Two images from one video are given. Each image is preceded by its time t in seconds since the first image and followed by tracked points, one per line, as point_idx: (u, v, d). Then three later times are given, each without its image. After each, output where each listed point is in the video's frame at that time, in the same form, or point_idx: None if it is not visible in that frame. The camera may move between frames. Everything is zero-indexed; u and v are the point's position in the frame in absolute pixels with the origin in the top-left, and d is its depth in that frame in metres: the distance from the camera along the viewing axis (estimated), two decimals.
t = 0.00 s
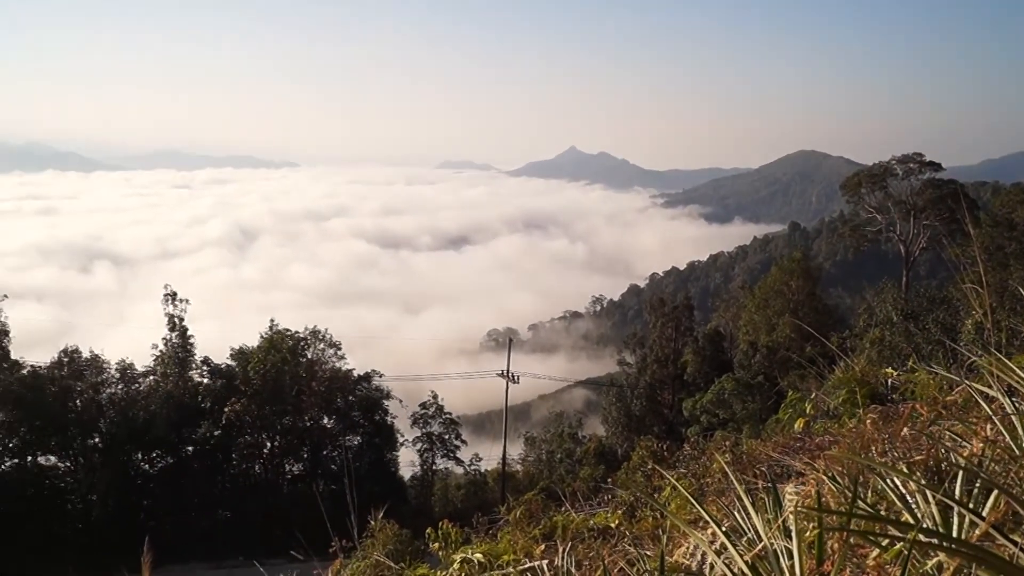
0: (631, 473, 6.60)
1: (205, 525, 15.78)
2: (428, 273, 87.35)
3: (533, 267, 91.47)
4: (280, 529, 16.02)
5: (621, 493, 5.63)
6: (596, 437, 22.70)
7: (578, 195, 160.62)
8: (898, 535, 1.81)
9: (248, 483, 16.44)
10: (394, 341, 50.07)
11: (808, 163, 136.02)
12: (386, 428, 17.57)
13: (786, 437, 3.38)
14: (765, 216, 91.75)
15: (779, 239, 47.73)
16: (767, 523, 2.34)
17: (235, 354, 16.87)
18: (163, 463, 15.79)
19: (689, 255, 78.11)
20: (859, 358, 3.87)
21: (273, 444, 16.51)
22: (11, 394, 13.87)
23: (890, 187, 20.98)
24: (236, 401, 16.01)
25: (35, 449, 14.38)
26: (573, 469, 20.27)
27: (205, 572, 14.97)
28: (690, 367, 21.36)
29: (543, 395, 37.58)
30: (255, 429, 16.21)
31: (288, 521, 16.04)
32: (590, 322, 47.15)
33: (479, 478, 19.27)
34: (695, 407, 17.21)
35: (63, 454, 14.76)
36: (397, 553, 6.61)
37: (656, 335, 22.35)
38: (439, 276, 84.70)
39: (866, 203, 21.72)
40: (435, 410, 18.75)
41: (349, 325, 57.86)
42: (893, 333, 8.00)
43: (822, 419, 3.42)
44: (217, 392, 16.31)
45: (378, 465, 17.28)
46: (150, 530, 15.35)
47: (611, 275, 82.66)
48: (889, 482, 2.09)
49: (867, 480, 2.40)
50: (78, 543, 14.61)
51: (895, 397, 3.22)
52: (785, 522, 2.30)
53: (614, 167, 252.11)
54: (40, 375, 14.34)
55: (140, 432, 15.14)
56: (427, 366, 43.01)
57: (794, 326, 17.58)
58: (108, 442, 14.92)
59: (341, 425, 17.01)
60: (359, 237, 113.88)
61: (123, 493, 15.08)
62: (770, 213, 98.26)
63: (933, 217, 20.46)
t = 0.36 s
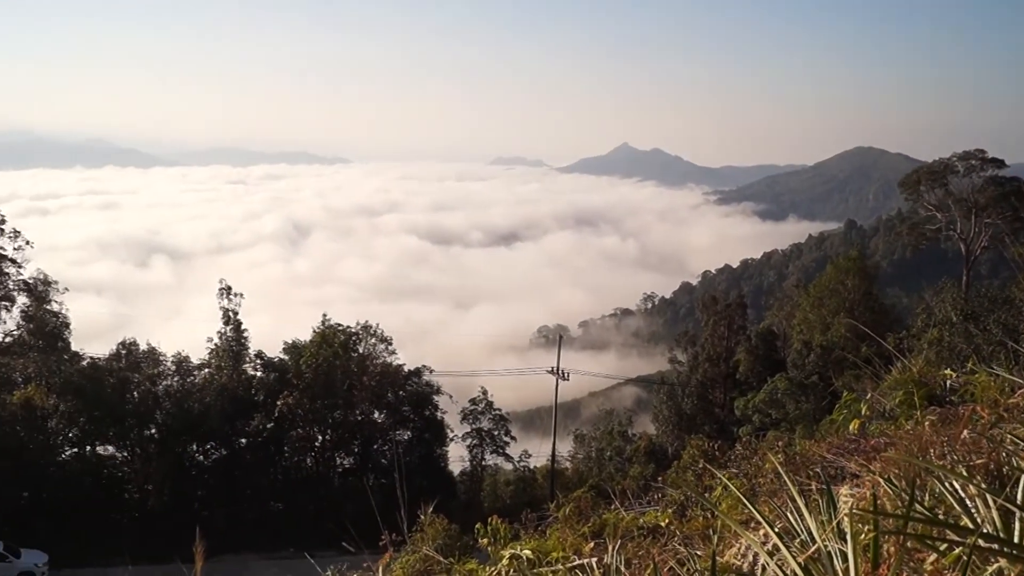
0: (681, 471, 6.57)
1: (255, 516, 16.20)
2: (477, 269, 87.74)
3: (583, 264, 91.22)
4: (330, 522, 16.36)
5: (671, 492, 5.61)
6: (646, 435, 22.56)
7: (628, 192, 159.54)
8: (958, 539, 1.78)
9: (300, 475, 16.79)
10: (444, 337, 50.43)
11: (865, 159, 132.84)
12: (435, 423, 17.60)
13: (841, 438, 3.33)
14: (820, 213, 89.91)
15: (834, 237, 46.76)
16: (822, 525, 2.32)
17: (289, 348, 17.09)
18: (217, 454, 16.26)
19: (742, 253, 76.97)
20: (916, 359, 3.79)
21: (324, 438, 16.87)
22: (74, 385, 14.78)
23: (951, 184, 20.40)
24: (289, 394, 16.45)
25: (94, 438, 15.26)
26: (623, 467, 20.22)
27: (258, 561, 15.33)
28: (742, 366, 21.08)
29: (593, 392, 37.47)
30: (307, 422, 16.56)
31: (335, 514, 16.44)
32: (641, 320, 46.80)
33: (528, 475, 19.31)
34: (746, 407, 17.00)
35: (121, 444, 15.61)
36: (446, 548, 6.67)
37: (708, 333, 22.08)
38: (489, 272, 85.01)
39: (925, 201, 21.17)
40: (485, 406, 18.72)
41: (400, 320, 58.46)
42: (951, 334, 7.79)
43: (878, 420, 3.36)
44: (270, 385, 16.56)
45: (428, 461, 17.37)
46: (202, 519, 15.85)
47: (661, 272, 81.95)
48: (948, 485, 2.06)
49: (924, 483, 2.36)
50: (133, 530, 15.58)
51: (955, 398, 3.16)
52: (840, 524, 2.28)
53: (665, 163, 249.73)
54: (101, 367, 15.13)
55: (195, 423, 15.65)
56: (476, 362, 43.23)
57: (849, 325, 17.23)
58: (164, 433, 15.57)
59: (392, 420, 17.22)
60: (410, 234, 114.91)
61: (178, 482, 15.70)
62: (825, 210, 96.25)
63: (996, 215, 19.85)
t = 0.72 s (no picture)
0: (733, 471, 6.50)
1: (306, 508, 16.48)
2: (526, 266, 87.80)
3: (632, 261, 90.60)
4: (380, 516, 16.50)
5: (722, 492, 5.58)
6: (696, 434, 22.35)
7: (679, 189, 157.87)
8: (1019, 545, 1.75)
9: (350, 469, 17.11)
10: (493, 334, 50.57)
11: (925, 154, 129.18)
12: (485, 420, 17.53)
13: (895, 440, 3.28)
14: (877, 210, 87.70)
15: (892, 235, 45.57)
16: (876, 529, 2.30)
17: (340, 343, 17.33)
18: (270, 447, 16.70)
19: (795, 251, 75.55)
20: (977, 359, 3.68)
21: (374, 432, 17.17)
22: (131, 377, 15.25)
23: (1014, 181, 19.74)
24: (340, 389, 16.94)
25: (150, 429, 15.88)
26: (672, 466, 20.12)
27: (308, 553, 15.60)
28: (794, 365, 20.71)
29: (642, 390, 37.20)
30: (357, 417, 16.96)
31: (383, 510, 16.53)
32: (691, 318, 46.27)
33: (577, 472, 19.26)
34: (798, 407, 16.70)
35: (176, 436, 16.25)
36: (494, 543, 6.72)
37: (760, 332, 21.73)
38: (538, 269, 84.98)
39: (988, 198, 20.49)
40: (533, 403, 18.74)
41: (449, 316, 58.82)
42: (1015, 335, 7.53)
43: (935, 422, 3.30)
44: (322, 379, 16.79)
45: (477, 457, 17.42)
46: (255, 510, 16.39)
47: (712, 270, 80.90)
48: (1009, 491, 2.03)
49: (983, 488, 2.32)
50: (187, 520, 16.04)
51: (1018, 402, 3.08)
52: (896, 527, 2.26)
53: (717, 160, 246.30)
54: (156, 359, 15.53)
55: (248, 416, 16.16)
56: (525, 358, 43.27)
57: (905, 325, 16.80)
58: (217, 426, 16.08)
59: (440, 415, 17.34)
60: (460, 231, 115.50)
61: (230, 473, 16.31)
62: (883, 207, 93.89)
63: None
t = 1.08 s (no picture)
0: (786, 473, 6.42)
1: (359, 504, 16.76)
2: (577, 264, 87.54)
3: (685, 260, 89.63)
4: (430, 513, 16.80)
5: (776, 494, 5.52)
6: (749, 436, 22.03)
7: (732, 186, 155.60)
8: None
9: (402, 465, 17.27)
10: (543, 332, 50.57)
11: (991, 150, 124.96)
12: (535, 417, 17.56)
13: (955, 445, 3.21)
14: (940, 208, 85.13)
15: (955, 233, 44.20)
16: (935, 535, 2.27)
17: (391, 340, 17.49)
18: (322, 442, 16.94)
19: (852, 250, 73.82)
20: None
21: (425, 429, 17.31)
22: (188, 371, 15.81)
23: None
24: (392, 386, 17.03)
25: (205, 424, 16.36)
26: (725, 467, 20.00)
27: (360, 548, 15.83)
28: (851, 367, 20.25)
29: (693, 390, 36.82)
30: (408, 413, 17.09)
31: (432, 507, 16.84)
32: (745, 318, 45.58)
33: (627, 472, 19.17)
34: (854, 409, 16.35)
35: (231, 430, 16.64)
36: (544, 542, 6.75)
37: (815, 333, 21.29)
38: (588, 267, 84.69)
39: None
40: (584, 401, 18.64)
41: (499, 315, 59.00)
42: None
43: (997, 426, 3.22)
44: (374, 375, 16.99)
45: (527, 455, 17.48)
46: (311, 506, 16.75)
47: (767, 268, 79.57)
48: None
49: None
50: (241, 513, 16.58)
51: None
52: (955, 532, 2.22)
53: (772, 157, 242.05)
54: (212, 354, 16.03)
55: (302, 411, 16.45)
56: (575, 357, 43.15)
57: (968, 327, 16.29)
58: (271, 420, 16.49)
59: (491, 413, 17.38)
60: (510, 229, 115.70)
61: (284, 468, 16.68)
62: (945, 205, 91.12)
63: None
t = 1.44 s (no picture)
0: (839, 477, 6.33)
1: (408, 501, 16.94)
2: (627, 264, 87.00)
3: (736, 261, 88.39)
4: (479, 511, 16.94)
5: (828, 500, 5.45)
6: (802, 439, 21.63)
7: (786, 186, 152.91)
8: None
9: (450, 463, 17.41)
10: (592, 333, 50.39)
11: None
12: (583, 417, 17.56)
13: (1015, 452, 3.15)
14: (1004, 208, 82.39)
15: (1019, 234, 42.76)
16: (995, 543, 2.24)
17: (440, 339, 17.71)
18: (372, 440, 17.19)
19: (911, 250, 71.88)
20: None
21: (474, 428, 17.35)
22: (241, 368, 16.16)
23: None
24: (441, 384, 17.12)
25: (258, 419, 16.72)
26: (777, 470, 19.78)
27: (408, 545, 15.98)
28: (906, 371, 19.76)
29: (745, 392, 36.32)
30: (458, 412, 17.19)
31: (480, 506, 16.99)
32: (798, 320, 44.78)
33: (677, 474, 18.99)
34: (910, 414, 15.95)
35: (283, 426, 16.96)
36: (593, 542, 6.76)
37: (870, 335, 20.77)
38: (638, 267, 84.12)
39: None
40: (633, 402, 18.45)
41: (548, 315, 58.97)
42: None
43: None
44: (423, 374, 17.21)
45: (575, 455, 17.45)
46: (360, 502, 17.02)
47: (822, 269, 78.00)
48: None
49: None
50: (292, 509, 16.74)
51: None
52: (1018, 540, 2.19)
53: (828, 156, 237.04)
54: (266, 352, 16.39)
55: (353, 408, 16.69)
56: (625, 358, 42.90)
57: None
58: (322, 417, 16.68)
59: (540, 413, 17.37)
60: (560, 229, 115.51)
61: (334, 464, 16.95)
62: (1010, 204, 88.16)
63: None
